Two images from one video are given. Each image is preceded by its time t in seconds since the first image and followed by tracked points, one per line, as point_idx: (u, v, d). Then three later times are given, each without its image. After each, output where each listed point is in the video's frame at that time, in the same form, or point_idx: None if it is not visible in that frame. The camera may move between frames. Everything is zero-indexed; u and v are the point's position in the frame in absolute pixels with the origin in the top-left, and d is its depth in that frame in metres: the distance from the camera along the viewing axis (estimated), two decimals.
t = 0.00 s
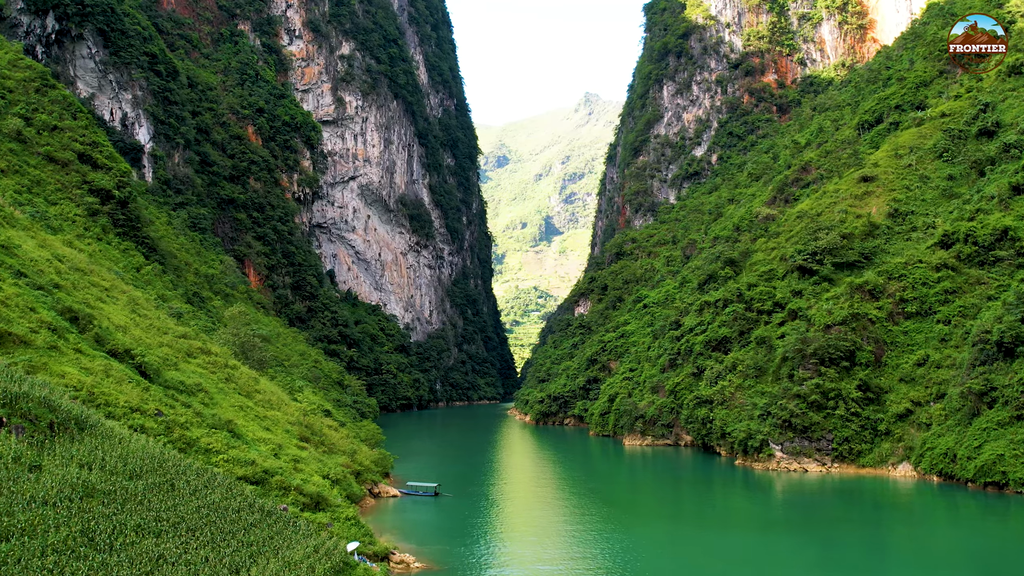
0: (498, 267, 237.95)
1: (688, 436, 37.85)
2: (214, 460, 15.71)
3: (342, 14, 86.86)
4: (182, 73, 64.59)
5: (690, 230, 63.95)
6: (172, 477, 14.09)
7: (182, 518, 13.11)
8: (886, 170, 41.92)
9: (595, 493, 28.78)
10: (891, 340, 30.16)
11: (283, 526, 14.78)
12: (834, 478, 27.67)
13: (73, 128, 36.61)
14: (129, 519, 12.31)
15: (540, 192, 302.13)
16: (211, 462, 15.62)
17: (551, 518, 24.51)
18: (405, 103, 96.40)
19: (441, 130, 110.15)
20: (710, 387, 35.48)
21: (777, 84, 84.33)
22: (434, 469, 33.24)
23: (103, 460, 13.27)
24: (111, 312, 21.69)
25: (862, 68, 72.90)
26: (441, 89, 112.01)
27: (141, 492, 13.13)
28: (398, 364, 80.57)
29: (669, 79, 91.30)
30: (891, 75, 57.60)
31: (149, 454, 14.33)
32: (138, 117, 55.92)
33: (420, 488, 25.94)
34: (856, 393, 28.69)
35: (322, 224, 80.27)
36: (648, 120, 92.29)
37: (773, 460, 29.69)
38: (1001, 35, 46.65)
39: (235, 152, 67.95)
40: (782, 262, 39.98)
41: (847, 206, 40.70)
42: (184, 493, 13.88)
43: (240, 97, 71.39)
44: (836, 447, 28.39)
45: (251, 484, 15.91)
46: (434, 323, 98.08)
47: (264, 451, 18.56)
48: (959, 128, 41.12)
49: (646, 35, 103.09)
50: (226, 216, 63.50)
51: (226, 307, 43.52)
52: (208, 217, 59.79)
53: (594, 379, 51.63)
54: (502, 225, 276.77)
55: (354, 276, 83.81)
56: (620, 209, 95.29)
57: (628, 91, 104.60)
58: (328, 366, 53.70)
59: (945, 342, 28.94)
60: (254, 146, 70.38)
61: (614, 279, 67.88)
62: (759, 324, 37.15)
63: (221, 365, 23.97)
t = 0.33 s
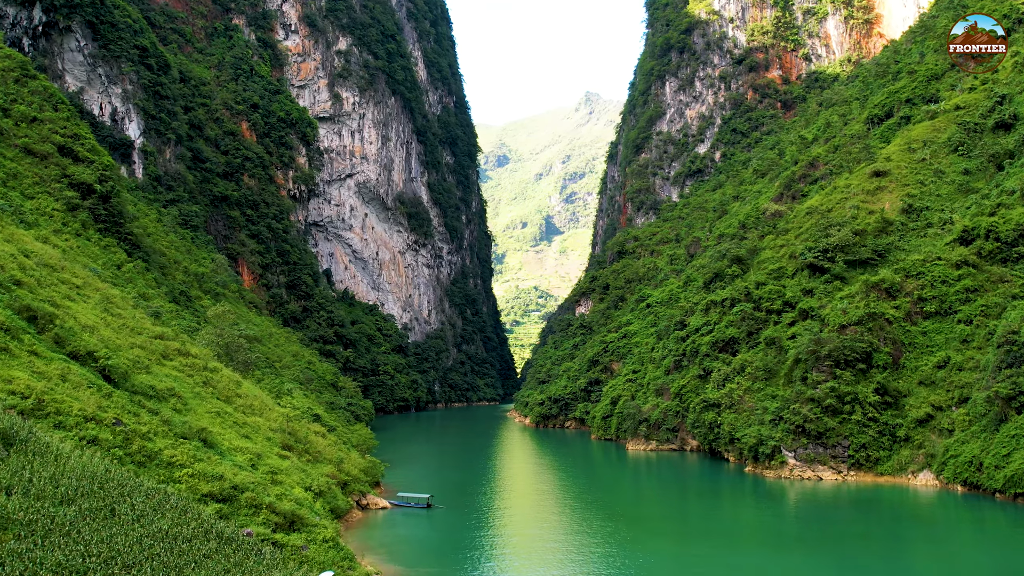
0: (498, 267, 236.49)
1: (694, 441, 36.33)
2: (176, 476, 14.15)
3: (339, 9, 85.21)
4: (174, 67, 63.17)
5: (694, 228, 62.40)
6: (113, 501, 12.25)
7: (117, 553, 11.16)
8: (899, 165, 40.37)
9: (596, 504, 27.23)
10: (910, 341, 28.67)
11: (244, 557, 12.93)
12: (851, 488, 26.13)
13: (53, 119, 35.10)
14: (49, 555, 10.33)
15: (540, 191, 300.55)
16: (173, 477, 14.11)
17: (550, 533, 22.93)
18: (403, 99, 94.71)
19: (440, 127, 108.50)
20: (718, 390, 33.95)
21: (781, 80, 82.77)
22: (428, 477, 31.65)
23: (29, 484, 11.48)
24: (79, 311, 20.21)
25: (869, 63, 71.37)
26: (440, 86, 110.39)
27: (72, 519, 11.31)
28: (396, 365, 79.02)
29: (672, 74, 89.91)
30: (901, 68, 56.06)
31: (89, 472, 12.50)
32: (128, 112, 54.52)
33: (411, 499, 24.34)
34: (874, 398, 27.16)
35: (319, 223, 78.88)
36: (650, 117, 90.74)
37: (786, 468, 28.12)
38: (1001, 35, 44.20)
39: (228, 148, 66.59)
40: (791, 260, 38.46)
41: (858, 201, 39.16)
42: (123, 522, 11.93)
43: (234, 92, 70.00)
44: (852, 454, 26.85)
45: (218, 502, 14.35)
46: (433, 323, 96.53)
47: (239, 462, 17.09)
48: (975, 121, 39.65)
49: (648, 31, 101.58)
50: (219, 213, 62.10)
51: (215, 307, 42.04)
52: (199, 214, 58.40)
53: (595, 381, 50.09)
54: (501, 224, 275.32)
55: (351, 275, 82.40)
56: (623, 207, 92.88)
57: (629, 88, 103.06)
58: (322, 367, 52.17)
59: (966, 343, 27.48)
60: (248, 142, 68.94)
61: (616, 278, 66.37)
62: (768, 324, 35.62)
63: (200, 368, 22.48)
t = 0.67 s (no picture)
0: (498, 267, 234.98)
1: (701, 446, 34.89)
2: (129, 496, 12.70)
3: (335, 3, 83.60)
4: (166, 61, 61.79)
5: (698, 226, 60.90)
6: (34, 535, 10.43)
7: None
8: (913, 159, 38.81)
9: (599, 515, 25.75)
10: (930, 342, 27.18)
11: None
12: (870, 499, 24.58)
13: (32, 110, 33.66)
14: None
15: (541, 190, 299.01)
16: (126, 497, 12.66)
17: (550, 549, 21.36)
18: (401, 95, 93.15)
19: (439, 124, 106.96)
20: (726, 393, 32.45)
21: (786, 76, 81.23)
22: (421, 486, 30.13)
23: None
24: (42, 310, 18.76)
25: (876, 58, 69.86)
26: (438, 83, 108.86)
27: None
28: (393, 366, 77.50)
29: (675, 70, 88.45)
30: (912, 61, 54.53)
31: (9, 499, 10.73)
32: (117, 106, 53.16)
33: (401, 513, 22.75)
34: (893, 402, 25.63)
35: (315, 221, 77.50)
36: (653, 113, 89.19)
37: (800, 476, 26.57)
38: (1001, 34, 44.41)
39: (222, 144, 65.24)
40: (801, 257, 36.97)
41: (871, 196, 37.65)
42: (43, 559, 10.10)
43: (227, 87, 68.61)
44: (871, 462, 25.32)
45: (176, 525, 12.87)
46: (431, 324, 94.98)
47: (207, 476, 15.68)
48: (991, 113, 38.24)
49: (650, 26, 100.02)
50: (212, 211, 60.67)
51: (204, 306, 40.62)
52: (191, 211, 57.01)
53: (597, 383, 48.57)
54: (502, 224, 273.82)
55: (348, 274, 81.03)
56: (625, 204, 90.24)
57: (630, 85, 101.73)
58: (315, 368, 50.68)
59: (990, 345, 25.99)
60: (242, 138, 67.52)
61: (618, 277, 64.88)
62: (777, 325, 34.10)
63: (176, 371, 21.00)
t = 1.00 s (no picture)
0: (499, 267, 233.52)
1: (708, 451, 33.48)
2: (69, 521, 11.23)
3: None
4: (158, 55, 60.37)
5: (702, 223, 59.41)
6: None
7: None
8: (927, 152, 37.26)
9: (600, 528, 24.27)
10: (952, 344, 25.73)
11: None
12: (891, 511, 23.03)
13: (10, 100, 32.23)
14: None
15: (541, 190, 297.47)
16: (65, 522, 11.20)
17: (549, 569, 19.79)
18: (400, 92, 91.64)
19: (438, 122, 105.51)
20: (734, 397, 30.95)
21: (791, 71, 79.54)
22: (412, 496, 28.66)
23: None
24: None
25: (884, 52, 68.28)
26: (438, 80, 107.36)
27: None
28: (391, 367, 75.98)
29: (678, 66, 86.92)
30: (922, 54, 53.03)
31: None
32: (106, 100, 51.72)
33: (389, 528, 21.21)
34: (915, 407, 24.13)
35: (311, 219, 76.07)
36: (655, 109, 87.55)
37: (816, 486, 25.03)
38: (1001, 35, 42.71)
39: (215, 140, 63.83)
40: (812, 255, 35.48)
41: (885, 191, 36.10)
42: None
43: (221, 82, 67.22)
44: (891, 472, 23.79)
45: (121, 555, 11.40)
46: (430, 323, 93.51)
47: (169, 492, 14.19)
48: (1008, 105, 36.77)
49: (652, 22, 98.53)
50: (204, 208, 59.21)
51: (192, 306, 39.26)
52: (182, 208, 55.58)
53: (599, 385, 47.11)
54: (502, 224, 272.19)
55: (345, 273, 79.66)
56: (625, 204, 90.12)
57: (633, 82, 100.25)
58: (309, 369, 49.20)
59: (1017, 346, 24.50)
60: (236, 134, 66.10)
61: (620, 276, 63.41)
62: (788, 325, 32.62)
63: (148, 375, 19.53)
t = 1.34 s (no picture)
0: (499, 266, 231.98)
1: (715, 458, 32.04)
2: None
3: None
4: (148, 49, 58.92)
5: (707, 221, 57.90)
6: None
7: None
8: (943, 146, 35.72)
9: (601, 543, 22.67)
10: (977, 346, 24.32)
11: None
12: (915, 524, 21.52)
13: None
14: None
15: (542, 189, 295.95)
16: None
17: None
18: (398, 88, 90.10)
19: (436, 119, 104.09)
20: (743, 402, 29.48)
21: (796, 67, 77.83)
22: (403, 506, 27.07)
23: None
24: None
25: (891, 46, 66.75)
26: (437, 76, 105.91)
27: None
28: (388, 368, 74.51)
29: (680, 62, 85.34)
30: (933, 47, 51.53)
31: None
32: (94, 94, 50.30)
33: (376, 545, 19.72)
34: (940, 414, 22.64)
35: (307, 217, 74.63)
36: (657, 106, 86.10)
37: (833, 497, 23.52)
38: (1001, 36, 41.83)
39: (207, 136, 62.34)
40: (824, 252, 33.97)
41: (899, 186, 34.56)
42: None
43: (214, 77, 65.77)
44: (914, 483, 22.28)
45: None
46: (428, 323, 92.02)
47: (122, 514, 12.75)
48: None
49: (654, 18, 97.08)
50: (195, 205, 57.79)
51: (177, 306, 37.79)
52: (173, 204, 54.07)
53: (601, 387, 45.60)
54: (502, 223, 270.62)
55: (342, 272, 78.25)
56: (625, 203, 89.78)
57: (634, 79, 98.89)
58: (301, 370, 47.72)
59: None
60: (229, 130, 64.66)
61: (622, 275, 61.91)
62: (800, 325, 31.16)
63: (115, 380, 18.01)
